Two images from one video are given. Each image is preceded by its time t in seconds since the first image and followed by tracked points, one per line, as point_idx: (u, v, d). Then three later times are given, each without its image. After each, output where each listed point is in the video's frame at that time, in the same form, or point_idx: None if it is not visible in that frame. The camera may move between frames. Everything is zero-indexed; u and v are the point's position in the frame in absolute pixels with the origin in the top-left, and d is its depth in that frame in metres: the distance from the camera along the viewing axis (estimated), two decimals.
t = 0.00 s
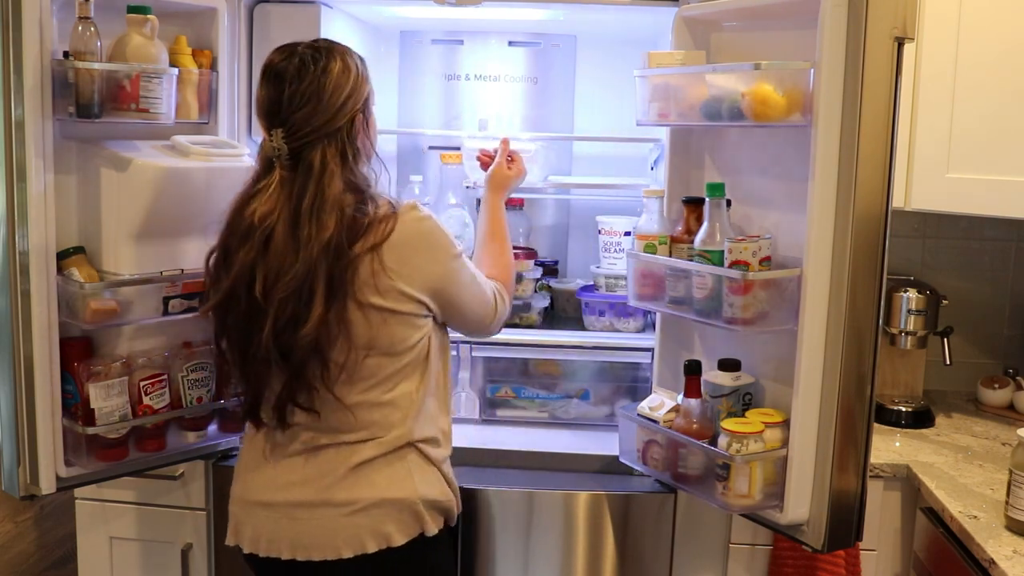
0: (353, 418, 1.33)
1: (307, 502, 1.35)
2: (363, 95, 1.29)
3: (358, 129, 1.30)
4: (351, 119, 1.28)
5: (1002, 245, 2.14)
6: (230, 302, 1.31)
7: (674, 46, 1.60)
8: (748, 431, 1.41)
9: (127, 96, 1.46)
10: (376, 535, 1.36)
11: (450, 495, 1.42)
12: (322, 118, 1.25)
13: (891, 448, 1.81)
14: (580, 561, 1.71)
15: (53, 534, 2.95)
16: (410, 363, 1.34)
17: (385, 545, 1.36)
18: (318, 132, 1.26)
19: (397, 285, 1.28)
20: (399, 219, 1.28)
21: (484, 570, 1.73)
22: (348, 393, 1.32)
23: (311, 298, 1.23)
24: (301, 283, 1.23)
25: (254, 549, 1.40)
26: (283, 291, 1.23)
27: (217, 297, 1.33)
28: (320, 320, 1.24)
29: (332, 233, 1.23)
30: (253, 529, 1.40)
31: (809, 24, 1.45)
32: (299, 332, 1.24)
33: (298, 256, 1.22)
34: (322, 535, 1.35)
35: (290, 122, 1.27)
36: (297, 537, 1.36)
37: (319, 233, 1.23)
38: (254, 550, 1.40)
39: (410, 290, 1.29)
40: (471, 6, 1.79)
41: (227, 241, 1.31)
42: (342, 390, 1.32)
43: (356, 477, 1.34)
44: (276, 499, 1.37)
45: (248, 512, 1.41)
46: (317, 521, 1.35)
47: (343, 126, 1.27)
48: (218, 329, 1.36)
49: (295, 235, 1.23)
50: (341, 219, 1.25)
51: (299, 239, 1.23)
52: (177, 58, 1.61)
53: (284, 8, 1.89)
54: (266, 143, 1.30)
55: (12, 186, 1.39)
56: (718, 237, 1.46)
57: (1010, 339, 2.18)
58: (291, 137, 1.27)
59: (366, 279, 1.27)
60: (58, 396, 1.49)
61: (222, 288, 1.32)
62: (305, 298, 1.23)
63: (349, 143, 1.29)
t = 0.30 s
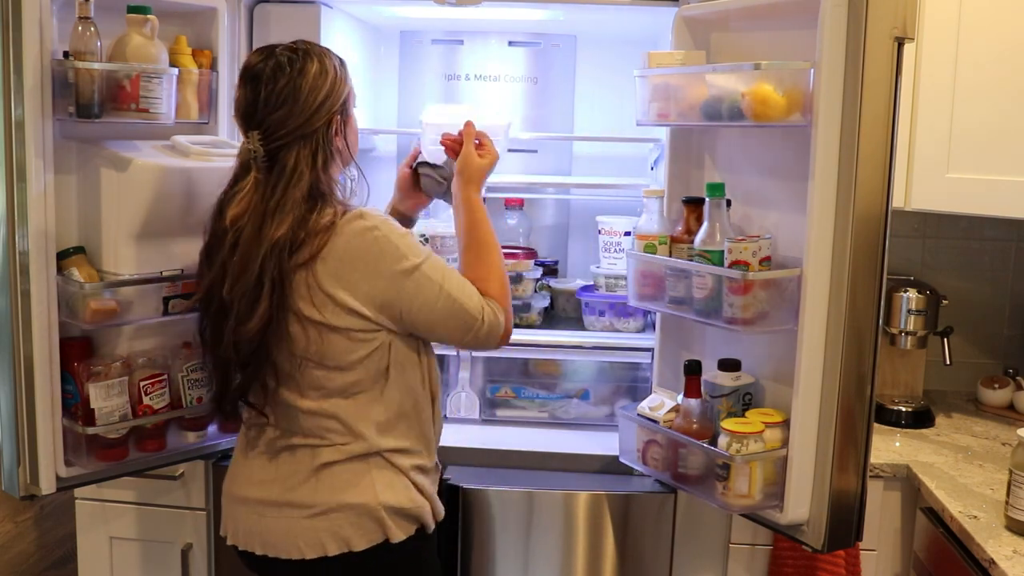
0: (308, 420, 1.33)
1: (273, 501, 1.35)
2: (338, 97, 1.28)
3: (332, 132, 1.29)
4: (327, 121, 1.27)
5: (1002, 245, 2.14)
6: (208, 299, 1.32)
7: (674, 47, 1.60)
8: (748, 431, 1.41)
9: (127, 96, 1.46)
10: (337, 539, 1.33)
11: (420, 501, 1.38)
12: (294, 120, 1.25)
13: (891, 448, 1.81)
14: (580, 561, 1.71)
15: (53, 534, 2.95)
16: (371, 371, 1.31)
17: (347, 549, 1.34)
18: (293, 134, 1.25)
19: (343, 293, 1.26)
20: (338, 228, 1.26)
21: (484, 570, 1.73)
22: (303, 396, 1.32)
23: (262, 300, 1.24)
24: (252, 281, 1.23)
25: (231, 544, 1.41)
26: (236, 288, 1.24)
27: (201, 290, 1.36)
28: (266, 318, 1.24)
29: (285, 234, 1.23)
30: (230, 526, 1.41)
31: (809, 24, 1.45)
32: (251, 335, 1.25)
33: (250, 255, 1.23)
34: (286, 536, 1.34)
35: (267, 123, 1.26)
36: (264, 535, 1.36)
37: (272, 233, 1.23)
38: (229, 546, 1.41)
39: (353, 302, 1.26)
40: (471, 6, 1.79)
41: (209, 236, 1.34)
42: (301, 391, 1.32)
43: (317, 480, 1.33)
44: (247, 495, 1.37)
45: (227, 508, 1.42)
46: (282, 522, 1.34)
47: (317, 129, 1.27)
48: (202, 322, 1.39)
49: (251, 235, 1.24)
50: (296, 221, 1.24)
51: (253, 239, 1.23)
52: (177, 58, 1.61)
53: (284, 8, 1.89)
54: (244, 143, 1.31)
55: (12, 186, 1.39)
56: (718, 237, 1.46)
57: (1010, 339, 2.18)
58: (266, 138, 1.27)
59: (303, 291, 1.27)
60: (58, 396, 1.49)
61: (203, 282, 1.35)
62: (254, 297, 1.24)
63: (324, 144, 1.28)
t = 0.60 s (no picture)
0: (353, 408, 1.37)
1: (312, 499, 1.39)
2: (348, 96, 1.30)
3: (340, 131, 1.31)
4: (335, 123, 1.29)
5: (1002, 245, 2.14)
6: (230, 303, 1.33)
7: (673, 47, 1.60)
8: (748, 431, 1.41)
9: (127, 96, 1.46)
10: (379, 530, 1.39)
11: (451, 488, 1.46)
12: (306, 121, 1.27)
13: (891, 448, 1.81)
14: (580, 561, 1.71)
15: (53, 535, 2.95)
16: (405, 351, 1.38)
17: (390, 538, 1.40)
18: (302, 134, 1.27)
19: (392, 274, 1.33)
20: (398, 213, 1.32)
21: (484, 570, 1.73)
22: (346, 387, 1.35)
23: (311, 298, 1.26)
24: (302, 283, 1.25)
25: (256, 548, 1.44)
26: (280, 294, 1.26)
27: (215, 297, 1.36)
28: (326, 321, 1.27)
29: (327, 235, 1.26)
30: (254, 529, 1.43)
31: (809, 24, 1.45)
32: (305, 336, 1.27)
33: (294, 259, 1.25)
34: (327, 533, 1.39)
35: (275, 124, 1.29)
36: (301, 533, 1.40)
37: (313, 237, 1.25)
38: (257, 550, 1.44)
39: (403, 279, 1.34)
40: (471, 6, 1.79)
41: (220, 242, 1.34)
42: (343, 385, 1.35)
43: (360, 473, 1.39)
44: (277, 496, 1.41)
45: (246, 512, 1.44)
46: (322, 518, 1.39)
47: (327, 129, 1.29)
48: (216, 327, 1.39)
49: (287, 239, 1.25)
50: (335, 221, 1.27)
51: (292, 243, 1.25)
52: (177, 58, 1.61)
53: (284, 8, 1.89)
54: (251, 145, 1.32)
55: (12, 186, 1.39)
56: (718, 237, 1.46)
57: (1010, 339, 2.18)
58: (275, 139, 1.29)
59: (379, 266, 1.32)
60: (58, 396, 1.49)
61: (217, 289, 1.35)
62: (308, 301, 1.26)
63: (330, 147, 1.30)
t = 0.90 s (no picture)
0: (352, 389, 1.45)
1: (314, 476, 1.45)
2: (371, 102, 1.41)
3: (366, 134, 1.42)
4: (360, 125, 1.40)
5: (1002, 245, 2.14)
6: (255, 288, 1.46)
7: (674, 46, 1.60)
8: (748, 431, 1.41)
9: (127, 96, 1.46)
10: (374, 511, 1.44)
11: (451, 479, 1.48)
12: (332, 123, 1.39)
13: (892, 448, 1.81)
14: (580, 561, 1.71)
15: (53, 535, 2.95)
16: (410, 337, 1.43)
17: (384, 519, 1.44)
18: (328, 135, 1.39)
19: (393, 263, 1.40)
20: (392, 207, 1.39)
21: (484, 569, 1.73)
22: (350, 370, 1.44)
23: (311, 283, 1.37)
24: (303, 266, 1.36)
25: (267, 522, 1.51)
26: (287, 275, 1.38)
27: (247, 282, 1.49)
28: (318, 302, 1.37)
29: (333, 224, 1.36)
30: (266, 504, 1.50)
31: (809, 23, 1.45)
32: (301, 316, 1.38)
33: (301, 244, 1.37)
34: (327, 509, 1.45)
35: (305, 125, 1.41)
36: (304, 508, 1.46)
37: (321, 225, 1.36)
38: (267, 523, 1.51)
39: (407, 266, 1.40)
40: (471, 6, 1.79)
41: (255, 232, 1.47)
42: (345, 365, 1.45)
43: (361, 452, 1.45)
44: (287, 472, 1.48)
45: (262, 489, 1.51)
46: (323, 494, 1.45)
47: (352, 131, 1.40)
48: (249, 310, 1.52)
49: (300, 227, 1.38)
50: (343, 213, 1.37)
51: (303, 231, 1.37)
52: (177, 58, 1.61)
53: (284, 8, 1.89)
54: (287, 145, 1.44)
55: (12, 186, 1.38)
56: (718, 237, 1.46)
57: (1010, 339, 2.18)
58: (305, 139, 1.41)
59: (361, 266, 1.40)
60: (58, 396, 1.49)
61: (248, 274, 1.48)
62: (305, 283, 1.37)
63: (358, 146, 1.41)
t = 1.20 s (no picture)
0: (365, 378, 1.46)
1: (327, 468, 1.46)
2: (383, 107, 1.43)
3: (377, 136, 1.44)
4: (371, 128, 1.42)
5: (1002, 245, 2.14)
6: (266, 285, 1.47)
7: (674, 46, 1.60)
8: (748, 431, 1.41)
9: (127, 96, 1.46)
10: (388, 501, 1.45)
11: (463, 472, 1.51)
12: (344, 125, 1.41)
13: (892, 448, 1.81)
14: (580, 561, 1.71)
15: (52, 534, 2.95)
16: (419, 328, 1.46)
17: (398, 510, 1.46)
18: (341, 136, 1.41)
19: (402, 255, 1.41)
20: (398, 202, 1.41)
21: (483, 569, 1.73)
22: (359, 364, 1.45)
23: (321, 274, 1.38)
24: (312, 260, 1.38)
25: (277, 516, 1.52)
26: (298, 270, 1.39)
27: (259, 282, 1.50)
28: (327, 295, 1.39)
29: (343, 220, 1.38)
30: (276, 498, 1.51)
31: (808, 23, 1.45)
32: (311, 309, 1.39)
33: (311, 239, 1.38)
34: (339, 500, 1.46)
35: (318, 128, 1.43)
36: (316, 500, 1.47)
37: (331, 220, 1.38)
38: (276, 517, 1.52)
39: (417, 257, 1.41)
40: (471, 6, 1.79)
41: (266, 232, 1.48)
42: (357, 358, 1.45)
43: (375, 443, 1.46)
44: (299, 466, 1.49)
45: (272, 484, 1.52)
46: (336, 486, 1.46)
47: (363, 133, 1.42)
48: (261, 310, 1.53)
49: (310, 223, 1.39)
50: (353, 209, 1.39)
51: (314, 227, 1.38)
52: (177, 58, 1.61)
53: (284, 8, 1.89)
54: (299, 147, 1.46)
55: (12, 186, 1.38)
56: (718, 237, 1.46)
57: (1010, 339, 2.18)
58: (318, 141, 1.43)
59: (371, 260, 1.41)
60: (58, 396, 1.49)
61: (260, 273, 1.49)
62: (315, 277, 1.38)
63: (369, 148, 1.43)
